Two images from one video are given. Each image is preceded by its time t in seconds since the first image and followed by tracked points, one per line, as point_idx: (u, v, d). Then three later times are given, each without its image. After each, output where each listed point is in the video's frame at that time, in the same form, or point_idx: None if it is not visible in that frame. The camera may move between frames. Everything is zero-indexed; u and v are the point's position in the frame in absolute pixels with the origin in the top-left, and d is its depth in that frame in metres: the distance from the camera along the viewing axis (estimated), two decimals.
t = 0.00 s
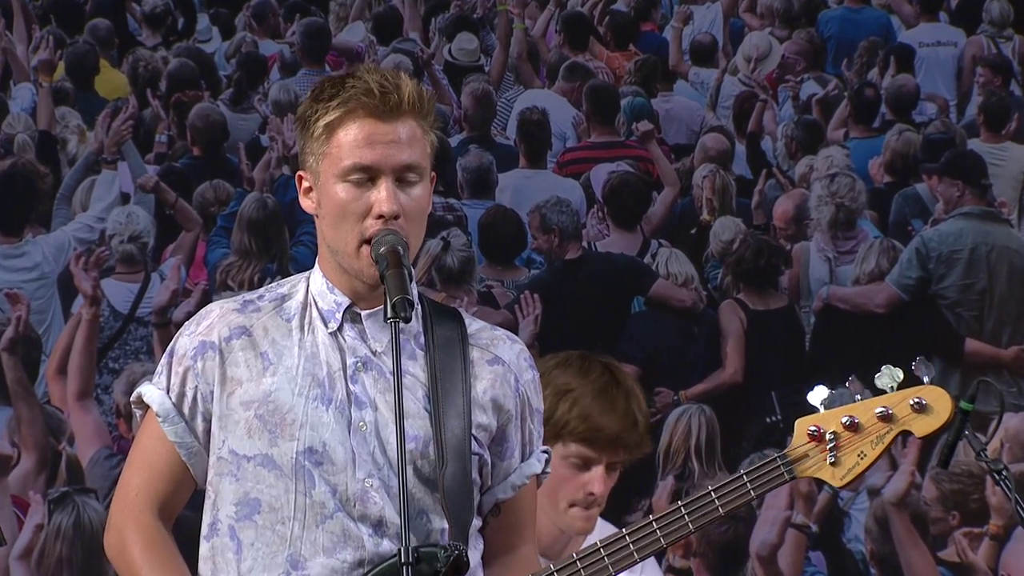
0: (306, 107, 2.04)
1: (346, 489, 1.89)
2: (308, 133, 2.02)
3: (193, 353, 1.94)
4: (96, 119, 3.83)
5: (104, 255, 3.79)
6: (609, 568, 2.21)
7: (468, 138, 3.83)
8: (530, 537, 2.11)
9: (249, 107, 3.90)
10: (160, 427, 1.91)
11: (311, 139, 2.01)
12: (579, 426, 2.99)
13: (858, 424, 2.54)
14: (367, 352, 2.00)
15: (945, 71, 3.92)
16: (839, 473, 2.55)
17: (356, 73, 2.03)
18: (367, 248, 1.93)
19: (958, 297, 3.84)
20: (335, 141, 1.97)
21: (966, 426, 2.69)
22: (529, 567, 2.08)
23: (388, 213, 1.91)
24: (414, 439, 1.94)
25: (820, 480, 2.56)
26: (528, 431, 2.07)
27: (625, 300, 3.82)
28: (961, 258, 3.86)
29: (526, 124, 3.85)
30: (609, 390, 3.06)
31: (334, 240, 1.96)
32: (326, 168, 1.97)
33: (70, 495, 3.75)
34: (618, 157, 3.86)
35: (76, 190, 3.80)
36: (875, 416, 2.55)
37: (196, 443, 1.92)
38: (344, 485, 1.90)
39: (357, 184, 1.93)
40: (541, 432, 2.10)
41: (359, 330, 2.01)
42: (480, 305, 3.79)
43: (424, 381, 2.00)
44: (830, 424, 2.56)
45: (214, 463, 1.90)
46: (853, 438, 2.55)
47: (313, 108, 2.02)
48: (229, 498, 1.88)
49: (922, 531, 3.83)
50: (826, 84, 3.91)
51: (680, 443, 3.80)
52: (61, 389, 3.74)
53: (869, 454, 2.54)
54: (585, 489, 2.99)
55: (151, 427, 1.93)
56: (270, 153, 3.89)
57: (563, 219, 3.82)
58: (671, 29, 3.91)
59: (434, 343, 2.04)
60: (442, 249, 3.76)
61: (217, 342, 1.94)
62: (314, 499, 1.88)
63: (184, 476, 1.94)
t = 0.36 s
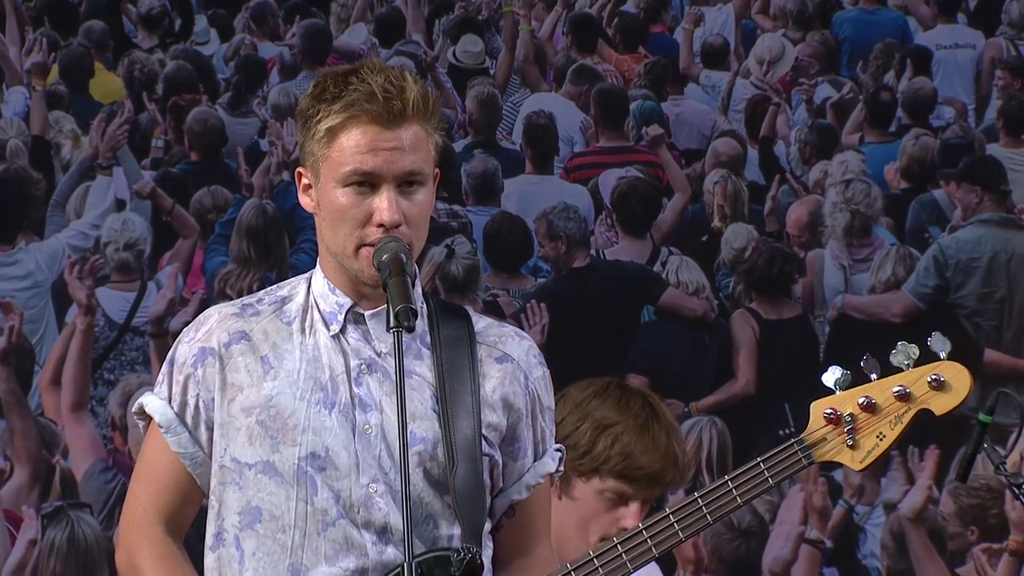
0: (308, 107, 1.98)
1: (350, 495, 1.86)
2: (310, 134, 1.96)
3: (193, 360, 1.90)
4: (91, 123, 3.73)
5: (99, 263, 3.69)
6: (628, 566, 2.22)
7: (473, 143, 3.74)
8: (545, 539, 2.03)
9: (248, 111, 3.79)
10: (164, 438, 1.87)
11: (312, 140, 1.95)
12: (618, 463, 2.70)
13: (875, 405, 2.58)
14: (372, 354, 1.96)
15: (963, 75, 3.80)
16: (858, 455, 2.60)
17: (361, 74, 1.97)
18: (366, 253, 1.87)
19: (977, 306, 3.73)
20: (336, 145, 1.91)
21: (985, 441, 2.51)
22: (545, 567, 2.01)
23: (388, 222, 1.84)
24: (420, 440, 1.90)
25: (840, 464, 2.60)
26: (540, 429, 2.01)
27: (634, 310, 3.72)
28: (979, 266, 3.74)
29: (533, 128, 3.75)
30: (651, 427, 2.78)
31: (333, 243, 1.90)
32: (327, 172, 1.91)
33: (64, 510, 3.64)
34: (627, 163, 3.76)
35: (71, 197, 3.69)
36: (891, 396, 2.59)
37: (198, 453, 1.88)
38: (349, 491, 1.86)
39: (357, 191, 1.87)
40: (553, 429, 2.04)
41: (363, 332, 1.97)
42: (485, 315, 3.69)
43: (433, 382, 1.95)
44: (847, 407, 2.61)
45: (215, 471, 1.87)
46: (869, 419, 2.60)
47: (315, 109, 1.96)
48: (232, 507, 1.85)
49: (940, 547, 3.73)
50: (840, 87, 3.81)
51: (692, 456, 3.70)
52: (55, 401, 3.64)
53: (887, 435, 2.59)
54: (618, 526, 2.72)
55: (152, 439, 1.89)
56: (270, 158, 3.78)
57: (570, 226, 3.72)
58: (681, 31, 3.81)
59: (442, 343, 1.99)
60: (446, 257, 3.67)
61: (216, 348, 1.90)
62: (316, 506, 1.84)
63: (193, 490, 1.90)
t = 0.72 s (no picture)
0: (296, 112, 1.87)
1: (350, 507, 1.73)
2: (300, 141, 1.85)
3: (186, 369, 1.77)
4: (81, 123, 3.62)
5: (90, 266, 3.59)
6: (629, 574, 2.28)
7: (474, 143, 3.65)
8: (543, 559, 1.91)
9: (243, 111, 3.69)
10: (154, 449, 1.74)
11: (303, 147, 1.85)
12: (624, 475, 2.53)
13: (883, 413, 2.63)
14: (370, 362, 1.84)
15: (976, 72, 3.71)
16: (866, 464, 2.65)
17: (349, 75, 1.86)
18: (368, 260, 1.77)
19: (991, 311, 3.63)
20: (329, 151, 1.80)
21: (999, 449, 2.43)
22: None
23: (389, 226, 1.75)
24: (419, 452, 1.78)
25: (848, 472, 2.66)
26: (538, 444, 1.89)
27: (639, 314, 3.63)
28: (994, 269, 3.64)
29: (535, 128, 3.65)
30: (659, 439, 2.60)
31: (332, 252, 1.81)
32: (321, 178, 1.81)
33: (54, 519, 3.53)
34: (632, 163, 3.67)
35: (61, 198, 3.59)
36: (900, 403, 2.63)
37: (191, 464, 1.75)
38: (348, 503, 1.73)
39: (354, 197, 1.77)
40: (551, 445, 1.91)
41: (361, 340, 1.85)
42: (487, 319, 3.60)
43: (432, 393, 1.83)
44: (854, 415, 2.67)
45: (210, 484, 1.74)
46: (878, 427, 2.65)
47: (304, 115, 1.86)
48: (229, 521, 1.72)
49: (953, 558, 3.63)
50: (851, 86, 3.71)
51: (698, 464, 3.60)
52: (45, 407, 3.54)
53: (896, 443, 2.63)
54: (622, 538, 2.56)
55: (142, 448, 1.76)
56: (266, 158, 3.68)
57: (574, 228, 3.63)
58: (688, 28, 3.71)
59: (441, 353, 1.87)
60: (446, 260, 3.58)
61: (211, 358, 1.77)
62: (314, 518, 1.72)
63: (182, 502, 1.76)
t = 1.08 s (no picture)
0: (289, 110, 1.89)
1: (347, 513, 1.77)
2: (294, 139, 1.87)
3: (179, 371, 1.81)
4: (71, 119, 3.52)
5: (80, 266, 3.49)
6: None
7: (475, 139, 3.55)
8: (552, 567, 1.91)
9: (237, 106, 3.58)
10: (147, 453, 1.78)
11: (297, 145, 1.87)
12: (646, 489, 2.62)
13: (901, 417, 2.57)
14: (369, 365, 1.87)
15: (993, 66, 3.59)
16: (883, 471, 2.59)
17: (341, 71, 1.88)
18: (366, 258, 1.78)
19: (1009, 312, 3.52)
20: (324, 147, 1.82)
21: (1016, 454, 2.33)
22: None
23: (386, 222, 1.76)
24: (420, 458, 1.80)
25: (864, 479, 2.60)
26: (541, 451, 1.90)
27: (646, 315, 3.53)
28: (1011, 269, 3.54)
29: (538, 124, 3.56)
30: (681, 452, 2.69)
31: (330, 253, 1.82)
32: (317, 176, 1.83)
33: (42, 527, 3.43)
34: (638, 160, 3.57)
35: (50, 196, 3.49)
36: (919, 407, 2.58)
37: (185, 469, 1.79)
38: (345, 509, 1.77)
39: (350, 193, 1.79)
40: (557, 454, 1.93)
41: (359, 343, 1.88)
42: (489, 320, 3.50)
43: (433, 398, 1.84)
44: (872, 419, 2.61)
45: (204, 489, 1.77)
46: (895, 432, 2.59)
47: (297, 113, 1.88)
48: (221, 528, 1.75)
49: (969, 567, 3.52)
50: (863, 80, 3.61)
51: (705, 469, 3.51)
52: (34, 411, 3.43)
53: (914, 449, 2.58)
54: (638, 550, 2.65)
55: (134, 452, 1.80)
56: (261, 155, 3.57)
57: (578, 227, 3.53)
58: (695, 21, 3.60)
59: (442, 359, 1.89)
60: (447, 259, 3.48)
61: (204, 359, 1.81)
62: (312, 525, 1.75)
63: (176, 509, 1.81)
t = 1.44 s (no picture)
0: (299, 98, 1.83)
1: (339, 518, 1.73)
2: (300, 129, 1.81)
3: (169, 369, 1.77)
4: (62, 115, 3.41)
5: (71, 267, 3.38)
6: None
7: (478, 136, 3.44)
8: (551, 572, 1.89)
9: (233, 101, 3.47)
10: (137, 452, 1.74)
11: (303, 135, 1.81)
12: (647, 495, 2.55)
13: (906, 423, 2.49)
14: (364, 365, 1.84)
15: (1012, 60, 3.50)
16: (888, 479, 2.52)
17: (355, 63, 1.82)
18: (366, 257, 1.73)
19: None
20: (330, 139, 1.77)
21: None
22: None
23: (389, 221, 1.70)
24: (416, 461, 1.76)
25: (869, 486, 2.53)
26: (541, 454, 1.87)
27: (654, 317, 3.43)
28: None
29: (543, 120, 3.45)
30: (681, 456, 2.61)
31: (330, 248, 1.76)
32: (321, 167, 1.77)
33: (32, 535, 3.33)
34: (646, 157, 3.46)
35: (41, 195, 3.38)
36: (925, 413, 2.49)
37: (175, 470, 1.75)
38: (337, 515, 1.73)
39: (354, 188, 1.73)
40: (558, 456, 1.90)
41: (354, 343, 1.84)
42: (492, 322, 3.40)
43: (428, 399, 1.81)
44: (877, 424, 2.54)
45: (192, 491, 1.74)
46: (901, 438, 2.51)
47: (306, 101, 1.82)
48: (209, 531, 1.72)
49: None
50: (878, 75, 3.51)
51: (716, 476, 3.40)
52: (24, 416, 3.33)
53: (919, 455, 2.49)
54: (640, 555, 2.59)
55: (123, 452, 1.76)
56: (258, 152, 3.46)
57: (584, 226, 3.43)
58: (705, 14, 3.50)
59: (439, 359, 1.85)
60: (449, 260, 3.37)
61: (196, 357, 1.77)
62: (301, 530, 1.71)
63: (167, 510, 1.78)
